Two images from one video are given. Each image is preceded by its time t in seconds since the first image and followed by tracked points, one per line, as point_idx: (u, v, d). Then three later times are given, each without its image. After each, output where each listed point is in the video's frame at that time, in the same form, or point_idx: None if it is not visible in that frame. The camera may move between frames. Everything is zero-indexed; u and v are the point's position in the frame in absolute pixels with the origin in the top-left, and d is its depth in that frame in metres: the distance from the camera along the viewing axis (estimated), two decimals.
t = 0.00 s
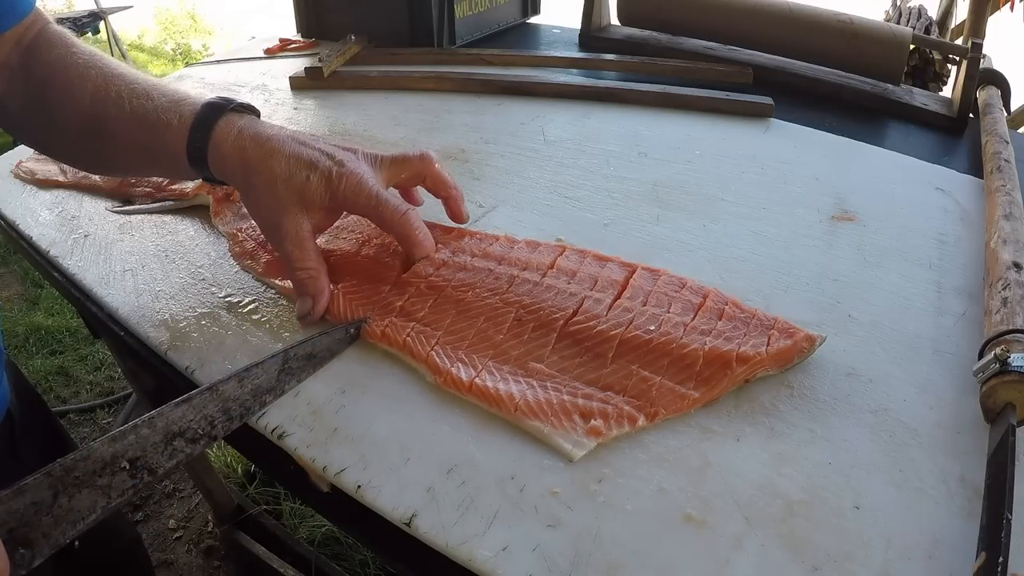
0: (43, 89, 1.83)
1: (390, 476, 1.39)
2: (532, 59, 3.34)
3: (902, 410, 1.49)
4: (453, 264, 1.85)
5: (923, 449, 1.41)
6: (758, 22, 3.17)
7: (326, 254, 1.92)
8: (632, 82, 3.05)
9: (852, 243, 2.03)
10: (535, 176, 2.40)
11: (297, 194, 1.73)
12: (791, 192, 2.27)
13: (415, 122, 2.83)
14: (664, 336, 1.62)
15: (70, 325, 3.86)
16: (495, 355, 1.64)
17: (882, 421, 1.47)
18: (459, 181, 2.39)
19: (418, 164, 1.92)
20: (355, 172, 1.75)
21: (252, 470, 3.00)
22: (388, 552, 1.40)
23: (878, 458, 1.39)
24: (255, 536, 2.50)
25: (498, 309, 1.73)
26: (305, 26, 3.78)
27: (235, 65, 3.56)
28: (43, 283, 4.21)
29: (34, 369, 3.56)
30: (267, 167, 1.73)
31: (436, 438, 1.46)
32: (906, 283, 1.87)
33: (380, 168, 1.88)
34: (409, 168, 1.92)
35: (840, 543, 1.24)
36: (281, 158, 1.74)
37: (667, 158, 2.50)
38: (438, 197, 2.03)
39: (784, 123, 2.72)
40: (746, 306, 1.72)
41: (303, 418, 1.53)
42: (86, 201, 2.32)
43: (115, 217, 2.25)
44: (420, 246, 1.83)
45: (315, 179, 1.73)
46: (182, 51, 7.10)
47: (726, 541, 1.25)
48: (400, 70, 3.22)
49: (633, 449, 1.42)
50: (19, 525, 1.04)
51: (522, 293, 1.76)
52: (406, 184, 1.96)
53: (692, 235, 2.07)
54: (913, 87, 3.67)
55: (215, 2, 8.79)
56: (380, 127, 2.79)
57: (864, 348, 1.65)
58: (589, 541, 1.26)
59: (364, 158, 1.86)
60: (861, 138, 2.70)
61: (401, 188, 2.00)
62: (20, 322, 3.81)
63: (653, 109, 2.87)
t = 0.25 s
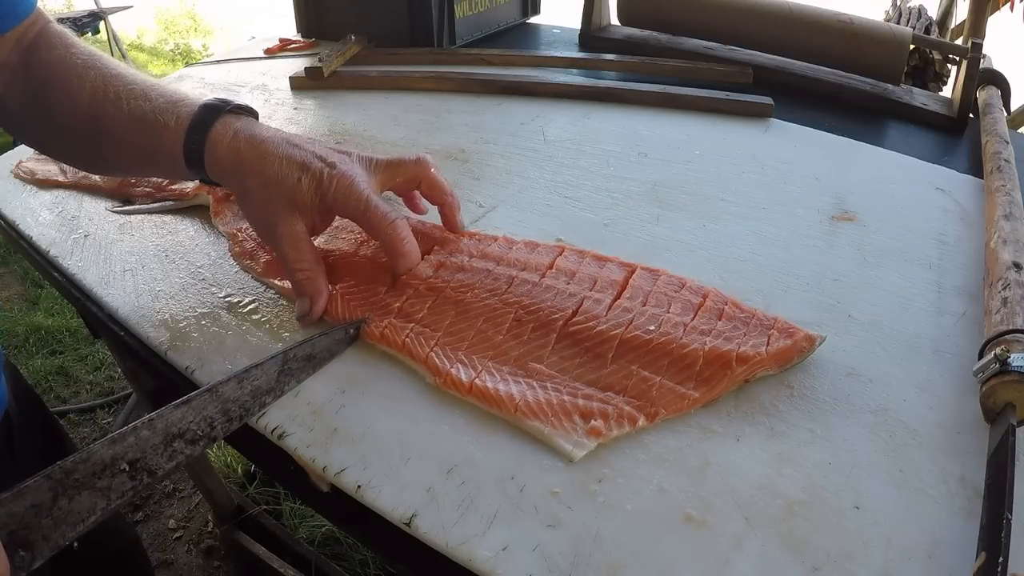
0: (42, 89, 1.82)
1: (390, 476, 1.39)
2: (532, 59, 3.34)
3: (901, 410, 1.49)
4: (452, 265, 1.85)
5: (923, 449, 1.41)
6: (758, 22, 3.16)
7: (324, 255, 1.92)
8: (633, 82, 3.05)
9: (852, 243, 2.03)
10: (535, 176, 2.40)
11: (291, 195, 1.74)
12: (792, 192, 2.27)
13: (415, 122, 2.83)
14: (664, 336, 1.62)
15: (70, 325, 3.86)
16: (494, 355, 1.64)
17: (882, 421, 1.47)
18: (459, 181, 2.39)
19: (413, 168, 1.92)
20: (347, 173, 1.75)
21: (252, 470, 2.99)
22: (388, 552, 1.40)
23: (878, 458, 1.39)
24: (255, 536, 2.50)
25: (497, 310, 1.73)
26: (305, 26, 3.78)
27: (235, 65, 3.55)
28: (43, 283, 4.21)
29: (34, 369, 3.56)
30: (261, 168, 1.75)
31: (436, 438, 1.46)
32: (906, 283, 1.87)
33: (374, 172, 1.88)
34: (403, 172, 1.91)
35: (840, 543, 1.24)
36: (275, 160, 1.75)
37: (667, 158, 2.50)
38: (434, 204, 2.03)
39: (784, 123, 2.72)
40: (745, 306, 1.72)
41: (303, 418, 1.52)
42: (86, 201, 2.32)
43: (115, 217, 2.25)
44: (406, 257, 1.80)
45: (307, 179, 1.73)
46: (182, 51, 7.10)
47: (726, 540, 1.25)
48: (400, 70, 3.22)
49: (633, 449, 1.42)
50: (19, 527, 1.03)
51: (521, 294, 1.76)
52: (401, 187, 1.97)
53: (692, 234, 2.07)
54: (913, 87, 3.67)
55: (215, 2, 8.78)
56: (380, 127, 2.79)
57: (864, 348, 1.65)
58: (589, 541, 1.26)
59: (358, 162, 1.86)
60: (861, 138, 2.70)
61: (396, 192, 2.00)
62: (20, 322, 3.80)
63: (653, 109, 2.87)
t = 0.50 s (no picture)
0: (40, 90, 1.82)
1: (390, 476, 1.39)
2: (532, 59, 3.34)
3: (901, 410, 1.49)
4: (452, 266, 1.85)
5: (923, 449, 1.41)
6: (758, 22, 3.16)
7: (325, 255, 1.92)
8: (632, 82, 3.05)
9: (852, 243, 2.03)
10: (535, 176, 2.40)
11: (289, 197, 1.74)
12: (791, 192, 2.27)
13: (415, 122, 2.83)
14: (664, 336, 1.62)
15: (70, 325, 3.86)
16: (494, 356, 1.64)
17: (882, 421, 1.47)
18: (459, 181, 2.39)
19: (411, 172, 1.91)
20: (345, 175, 1.75)
21: (252, 470, 2.99)
22: (388, 552, 1.40)
23: (877, 458, 1.39)
24: (255, 536, 2.50)
25: (497, 311, 1.73)
26: (305, 26, 3.78)
27: (235, 65, 3.55)
28: (43, 283, 4.21)
29: (34, 369, 3.56)
30: (260, 170, 1.75)
31: (436, 438, 1.46)
32: (906, 283, 1.87)
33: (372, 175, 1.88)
34: (402, 176, 1.91)
35: (840, 543, 1.24)
36: (273, 162, 1.75)
37: (667, 158, 2.50)
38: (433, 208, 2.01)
39: (784, 123, 2.72)
40: (745, 306, 1.72)
41: (303, 418, 1.53)
42: (86, 202, 2.32)
43: (115, 217, 2.25)
44: (402, 260, 1.78)
45: (304, 182, 1.73)
46: (182, 51, 7.10)
47: (726, 540, 1.25)
48: (400, 70, 3.22)
49: (633, 449, 1.42)
50: (18, 530, 1.05)
51: (521, 294, 1.76)
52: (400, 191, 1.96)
53: (692, 234, 2.07)
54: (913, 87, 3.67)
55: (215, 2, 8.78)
56: (380, 127, 2.79)
57: (864, 348, 1.65)
58: (589, 541, 1.26)
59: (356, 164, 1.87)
60: (861, 138, 2.70)
61: (396, 196, 1.99)
62: (20, 322, 3.80)
63: (653, 109, 2.86)
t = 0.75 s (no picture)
0: (36, 94, 1.81)
1: (390, 476, 1.39)
2: (532, 59, 3.34)
3: (901, 410, 1.49)
4: (451, 265, 1.85)
5: (923, 449, 1.41)
6: (758, 22, 3.16)
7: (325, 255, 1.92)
8: (632, 82, 3.05)
9: (852, 243, 2.03)
10: (535, 176, 2.40)
11: (285, 200, 1.73)
12: (791, 192, 2.27)
13: (415, 122, 2.83)
14: (664, 336, 1.62)
15: (70, 325, 3.86)
16: (494, 356, 1.64)
17: (883, 421, 1.47)
18: (459, 181, 2.39)
19: (406, 170, 1.91)
20: (340, 174, 1.75)
21: (252, 470, 2.99)
22: (388, 552, 1.40)
23: (877, 458, 1.39)
24: (255, 536, 2.50)
25: (497, 311, 1.73)
26: (305, 26, 3.78)
27: (235, 65, 3.55)
28: (43, 283, 4.21)
29: (34, 369, 3.56)
30: (257, 173, 1.74)
31: (436, 438, 1.46)
32: (906, 283, 1.87)
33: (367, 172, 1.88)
34: (396, 174, 1.91)
35: (840, 543, 1.24)
36: (269, 164, 1.75)
37: (667, 158, 2.50)
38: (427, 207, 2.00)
39: (784, 123, 2.72)
40: (745, 306, 1.72)
41: (303, 418, 1.53)
42: (86, 202, 2.32)
43: (115, 217, 2.25)
44: (401, 257, 1.79)
45: (301, 183, 1.73)
46: (182, 51, 7.10)
47: (726, 540, 1.25)
48: (399, 70, 3.22)
49: (633, 449, 1.42)
50: (17, 532, 1.06)
51: (520, 295, 1.76)
52: (395, 189, 1.96)
53: (692, 235, 2.07)
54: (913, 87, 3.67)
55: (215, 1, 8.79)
56: (380, 127, 2.79)
57: (864, 348, 1.65)
58: (589, 541, 1.26)
59: (352, 163, 1.87)
60: (861, 138, 2.70)
61: (391, 194, 1.99)
62: (20, 322, 3.80)
63: (653, 109, 2.86)
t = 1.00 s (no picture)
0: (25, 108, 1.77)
1: (390, 476, 1.39)
2: (532, 59, 3.34)
3: (901, 410, 1.49)
4: (451, 265, 1.85)
5: (923, 449, 1.41)
6: (758, 22, 3.16)
7: (320, 254, 1.91)
8: (632, 82, 3.05)
9: (852, 243, 2.03)
10: (535, 176, 2.40)
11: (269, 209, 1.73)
12: (791, 192, 2.27)
13: (415, 122, 2.83)
14: (664, 336, 1.62)
15: (70, 325, 3.86)
16: (494, 356, 1.64)
17: (882, 421, 1.47)
18: (459, 181, 2.39)
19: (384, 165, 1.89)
20: (318, 167, 1.74)
21: (252, 470, 2.99)
22: (388, 552, 1.40)
23: (878, 458, 1.39)
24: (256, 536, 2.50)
25: (497, 311, 1.73)
26: (305, 25, 3.78)
27: (235, 65, 3.55)
28: (43, 283, 4.21)
29: (34, 369, 3.56)
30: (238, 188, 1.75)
31: (436, 438, 1.46)
32: (906, 283, 1.87)
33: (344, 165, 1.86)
34: (374, 167, 1.90)
35: (840, 543, 1.24)
36: (247, 176, 1.75)
37: (667, 158, 2.50)
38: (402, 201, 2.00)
39: (784, 123, 2.72)
40: (745, 306, 1.72)
41: (303, 418, 1.52)
42: (86, 202, 2.32)
43: (115, 217, 2.24)
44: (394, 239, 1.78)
45: (281, 187, 1.72)
46: (182, 51, 7.10)
47: (726, 540, 1.25)
48: (399, 70, 3.22)
49: (633, 449, 1.42)
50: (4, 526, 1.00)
51: (520, 294, 1.76)
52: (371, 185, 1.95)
53: (692, 234, 2.07)
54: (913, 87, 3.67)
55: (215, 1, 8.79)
56: (380, 127, 2.79)
57: (864, 348, 1.65)
58: (589, 541, 1.26)
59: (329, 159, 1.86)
60: (861, 138, 2.70)
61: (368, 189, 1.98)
62: (20, 322, 3.80)
63: (653, 109, 2.86)
